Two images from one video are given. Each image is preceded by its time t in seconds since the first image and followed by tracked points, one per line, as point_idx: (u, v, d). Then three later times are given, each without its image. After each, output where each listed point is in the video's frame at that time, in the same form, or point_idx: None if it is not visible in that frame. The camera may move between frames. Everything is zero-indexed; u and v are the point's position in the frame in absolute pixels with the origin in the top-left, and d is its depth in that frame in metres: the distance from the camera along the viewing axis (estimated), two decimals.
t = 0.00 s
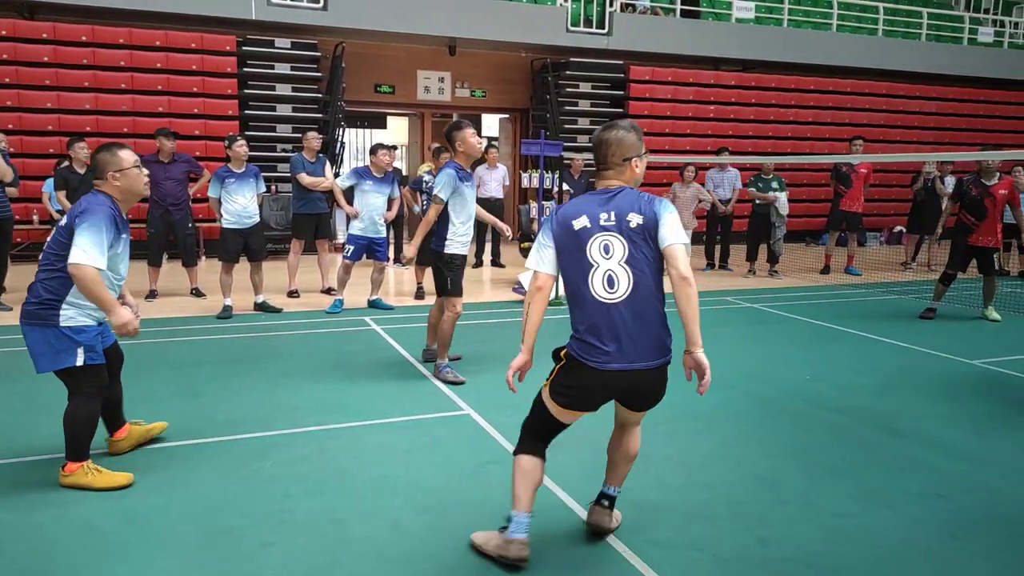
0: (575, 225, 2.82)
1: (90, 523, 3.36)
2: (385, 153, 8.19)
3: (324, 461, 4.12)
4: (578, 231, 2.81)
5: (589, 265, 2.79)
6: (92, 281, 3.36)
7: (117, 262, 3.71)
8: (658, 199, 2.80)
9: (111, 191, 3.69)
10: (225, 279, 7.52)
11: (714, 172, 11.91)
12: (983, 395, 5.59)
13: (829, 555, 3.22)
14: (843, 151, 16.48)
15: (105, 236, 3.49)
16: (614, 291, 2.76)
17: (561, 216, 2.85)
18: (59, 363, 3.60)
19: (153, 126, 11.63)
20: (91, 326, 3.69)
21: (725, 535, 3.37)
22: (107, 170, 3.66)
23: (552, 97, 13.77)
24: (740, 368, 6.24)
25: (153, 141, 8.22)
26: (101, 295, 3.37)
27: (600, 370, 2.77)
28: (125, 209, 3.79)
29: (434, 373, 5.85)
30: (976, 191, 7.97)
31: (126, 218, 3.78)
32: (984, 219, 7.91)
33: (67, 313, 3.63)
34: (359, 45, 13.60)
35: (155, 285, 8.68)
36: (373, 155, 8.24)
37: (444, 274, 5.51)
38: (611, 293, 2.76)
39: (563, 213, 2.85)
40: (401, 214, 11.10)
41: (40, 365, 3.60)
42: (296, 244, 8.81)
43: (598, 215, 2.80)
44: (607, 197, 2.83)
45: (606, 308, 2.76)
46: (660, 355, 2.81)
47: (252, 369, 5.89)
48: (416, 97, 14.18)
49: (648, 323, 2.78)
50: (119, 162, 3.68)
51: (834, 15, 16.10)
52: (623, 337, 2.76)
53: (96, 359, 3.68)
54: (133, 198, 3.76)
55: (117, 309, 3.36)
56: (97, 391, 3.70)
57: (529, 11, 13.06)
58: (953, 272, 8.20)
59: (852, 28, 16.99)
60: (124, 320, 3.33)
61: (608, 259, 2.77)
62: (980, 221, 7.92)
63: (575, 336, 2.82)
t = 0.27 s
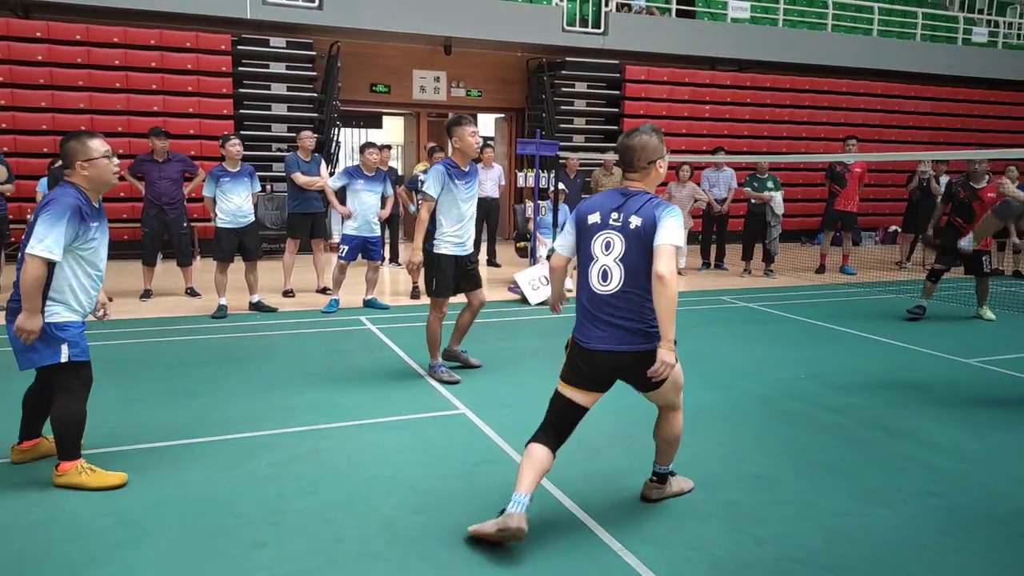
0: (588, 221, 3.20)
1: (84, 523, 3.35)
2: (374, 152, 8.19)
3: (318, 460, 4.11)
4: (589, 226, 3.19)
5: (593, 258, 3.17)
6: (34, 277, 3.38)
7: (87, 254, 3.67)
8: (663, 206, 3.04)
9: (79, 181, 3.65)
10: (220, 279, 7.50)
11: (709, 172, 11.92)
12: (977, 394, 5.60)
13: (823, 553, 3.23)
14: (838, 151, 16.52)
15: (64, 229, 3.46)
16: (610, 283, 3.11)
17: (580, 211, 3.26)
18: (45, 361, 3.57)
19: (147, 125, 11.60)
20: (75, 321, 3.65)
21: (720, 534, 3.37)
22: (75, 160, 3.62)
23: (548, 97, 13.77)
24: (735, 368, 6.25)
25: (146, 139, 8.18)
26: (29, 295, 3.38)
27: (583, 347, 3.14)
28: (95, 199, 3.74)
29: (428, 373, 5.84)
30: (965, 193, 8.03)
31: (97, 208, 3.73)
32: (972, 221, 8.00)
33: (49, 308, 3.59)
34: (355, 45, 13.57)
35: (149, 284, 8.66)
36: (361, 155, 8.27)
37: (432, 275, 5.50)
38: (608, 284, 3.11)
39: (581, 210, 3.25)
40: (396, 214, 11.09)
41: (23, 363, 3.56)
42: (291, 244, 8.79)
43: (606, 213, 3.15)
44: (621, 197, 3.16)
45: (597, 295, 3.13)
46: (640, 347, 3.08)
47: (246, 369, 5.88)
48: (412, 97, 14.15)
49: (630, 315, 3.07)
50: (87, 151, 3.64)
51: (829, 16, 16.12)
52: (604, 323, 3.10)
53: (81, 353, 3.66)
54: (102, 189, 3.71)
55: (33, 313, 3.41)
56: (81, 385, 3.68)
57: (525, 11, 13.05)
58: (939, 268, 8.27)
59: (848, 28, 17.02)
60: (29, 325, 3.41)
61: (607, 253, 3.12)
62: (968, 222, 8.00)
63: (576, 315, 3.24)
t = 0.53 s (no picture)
0: (600, 186, 3.36)
1: (79, 523, 3.33)
2: (362, 151, 8.11)
3: (314, 461, 4.10)
4: (601, 193, 3.35)
5: (606, 224, 3.34)
6: (36, 275, 3.37)
7: (72, 248, 3.65)
8: (674, 172, 3.22)
9: (57, 175, 3.60)
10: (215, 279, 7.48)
11: (705, 171, 11.93)
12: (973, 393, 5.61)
13: (820, 552, 3.23)
14: (833, 151, 16.55)
15: (51, 226, 3.45)
16: (624, 248, 3.29)
17: (591, 177, 3.41)
18: (33, 359, 3.57)
19: (142, 125, 11.56)
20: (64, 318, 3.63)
21: (717, 533, 3.37)
22: (52, 152, 3.57)
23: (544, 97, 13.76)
24: (731, 367, 6.26)
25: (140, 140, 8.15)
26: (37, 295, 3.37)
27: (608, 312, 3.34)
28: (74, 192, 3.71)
29: (424, 373, 5.83)
30: (935, 199, 7.87)
31: (76, 201, 3.70)
32: (945, 227, 7.84)
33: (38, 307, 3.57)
34: (350, 45, 13.56)
35: (144, 285, 8.63)
36: (350, 154, 8.19)
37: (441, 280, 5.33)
38: (621, 249, 3.30)
39: (593, 175, 3.40)
40: (392, 214, 11.08)
41: (17, 359, 3.59)
42: (287, 244, 8.77)
43: (618, 181, 3.32)
44: (631, 165, 3.32)
45: (613, 260, 3.32)
46: (662, 306, 3.29)
47: (241, 369, 5.86)
48: (408, 97, 14.14)
49: (649, 277, 3.28)
50: (65, 144, 3.59)
51: (825, 16, 16.15)
52: (625, 287, 3.30)
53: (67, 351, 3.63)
54: (80, 181, 3.68)
55: (43, 309, 3.39)
56: (66, 382, 3.65)
57: (521, 11, 13.04)
58: (919, 274, 8.10)
59: (843, 28, 17.05)
60: (44, 324, 3.40)
61: (620, 220, 3.30)
62: (940, 229, 7.86)
63: (592, 279, 3.42)
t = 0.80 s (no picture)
0: (586, 209, 3.53)
1: (75, 524, 3.33)
2: (351, 150, 8.08)
3: (310, 461, 4.10)
4: (588, 215, 3.52)
5: (593, 243, 3.50)
6: (50, 271, 3.42)
7: (71, 244, 3.65)
8: (644, 189, 3.26)
9: (49, 170, 3.60)
10: (211, 279, 7.48)
11: (701, 171, 11.94)
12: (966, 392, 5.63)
13: (814, 551, 3.24)
14: (828, 151, 16.58)
15: (52, 223, 3.47)
16: (608, 266, 3.44)
17: (580, 200, 3.58)
18: (38, 359, 3.56)
19: (137, 125, 11.53)
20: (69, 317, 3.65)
21: (712, 532, 3.38)
22: (43, 147, 3.57)
23: (540, 97, 13.76)
24: (726, 367, 6.27)
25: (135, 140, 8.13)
26: (58, 289, 3.43)
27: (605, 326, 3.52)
28: (65, 187, 3.70)
29: (420, 373, 5.83)
30: (915, 192, 7.89)
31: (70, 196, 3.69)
32: (926, 221, 7.83)
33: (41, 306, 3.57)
34: (346, 45, 13.55)
35: (139, 285, 8.61)
36: (339, 154, 8.15)
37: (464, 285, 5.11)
38: (607, 266, 3.45)
39: (582, 198, 3.57)
40: (388, 214, 11.07)
41: (17, 359, 3.57)
42: (282, 244, 8.76)
43: (599, 202, 3.45)
44: (611, 185, 3.43)
45: (604, 278, 3.47)
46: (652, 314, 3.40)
47: (236, 370, 5.85)
48: (403, 97, 14.12)
49: (635, 290, 3.39)
50: (55, 138, 3.59)
51: (820, 17, 16.19)
52: (616, 300, 3.45)
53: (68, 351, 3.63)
54: (72, 176, 3.67)
55: (71, 301, 3.47)
56: (64, 385, 3.65)
57: (517, 10, 13.04)
58: (908, 274, 8.08)
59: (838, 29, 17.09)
60: (76, 313, 3.48)
61: (603, 239, 3.44)
62: (920, 222, 7.86)
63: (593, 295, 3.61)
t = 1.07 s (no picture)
0: (595, 211, 3.38)
1: (73, 524, 3.34)
2: (346, 150, 8.07)
3: (308, 461, 4.10)
4: (597, 217, 3.37)
5: (604, 246, 3.37)
6: (49, 273, 3.40)
7: (76, 243, 3.65)
8: (668, 189, 3.17)
9: (50, 168, 3.60)
10: (208, 279, 7.47)
11: (698, 172, 11.97)
12: (962, 392, 5.66)
13: (810, 551, 3.26)
14: (824, 152, 16.63)
15: (53, 221, 3.45)
16: (622, 269, 3.32)
17: (587, 201, 3.43)
18: (43, 359, 3.55)
19: (133, 125, 11.52)
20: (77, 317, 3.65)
21: (708, 531, 3.39)
22: (42, 145, 3.57)
23: (536, 97, 13.78)
24: (723, 367, 6.28)
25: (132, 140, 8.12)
26: (53, 294, 3.41)
27: (617, 330, 3.39)
28: (68, 185, 3.70)
29: (418, 374, 5.83)
30: (908, 194, 7.88)
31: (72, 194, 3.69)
32: (919, 224, 7.86)
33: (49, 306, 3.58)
34: (343, 45, 13.55)
35: (136, 285, 8.60)
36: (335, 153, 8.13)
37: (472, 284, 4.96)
38: (620, 269, 3.32)
39: (588, 199, 3.42)
40: (385, 214, 11.07)
41: (23, 359, 3.57)
42: (280, 244, 8.76)
43: (613, 202, 3.32)
44: (623, 185, 3.30)
45: (616, 280, 3.35)
46: (669, 318, 3.30)
47: (233, 370, 5.85)
48: (400, 97, 14.13)
49: (653, 293, 3.29)
50: (53, 136, 3.58)
51: (816, 17, 16.23)
52: (630, 303, 3.33)
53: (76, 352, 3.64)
54: (73, 173, 3.67)
55: (61, 308, 3.43)
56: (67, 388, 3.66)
57: (514, 11, 13.06)
58: (895, 274, 8.10)
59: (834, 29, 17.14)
60: (63, 323, 3.45)
61: (617, 241, 3.31)
62: (913, 225, 7.88)
63: (597, 298, 3.47)
